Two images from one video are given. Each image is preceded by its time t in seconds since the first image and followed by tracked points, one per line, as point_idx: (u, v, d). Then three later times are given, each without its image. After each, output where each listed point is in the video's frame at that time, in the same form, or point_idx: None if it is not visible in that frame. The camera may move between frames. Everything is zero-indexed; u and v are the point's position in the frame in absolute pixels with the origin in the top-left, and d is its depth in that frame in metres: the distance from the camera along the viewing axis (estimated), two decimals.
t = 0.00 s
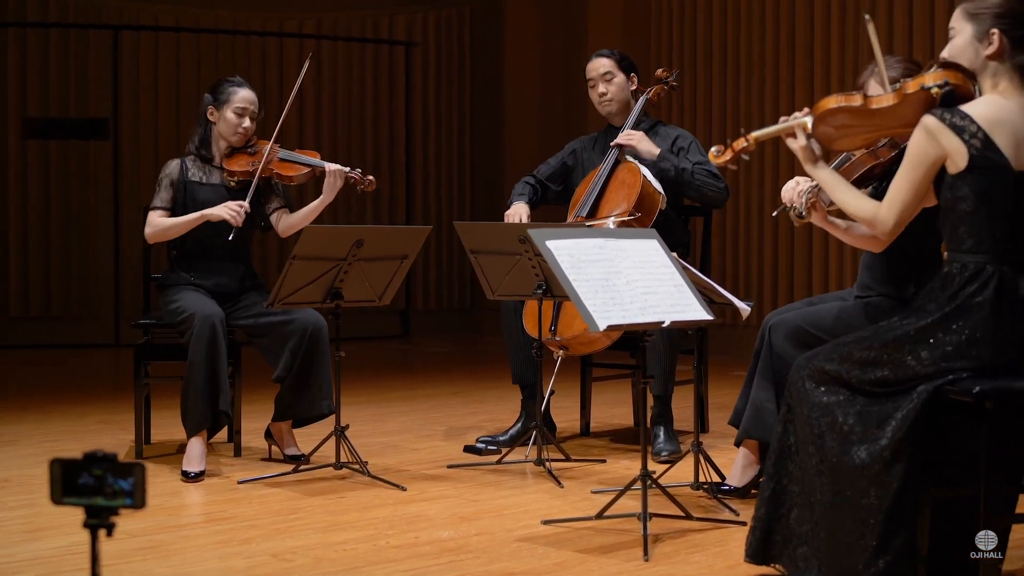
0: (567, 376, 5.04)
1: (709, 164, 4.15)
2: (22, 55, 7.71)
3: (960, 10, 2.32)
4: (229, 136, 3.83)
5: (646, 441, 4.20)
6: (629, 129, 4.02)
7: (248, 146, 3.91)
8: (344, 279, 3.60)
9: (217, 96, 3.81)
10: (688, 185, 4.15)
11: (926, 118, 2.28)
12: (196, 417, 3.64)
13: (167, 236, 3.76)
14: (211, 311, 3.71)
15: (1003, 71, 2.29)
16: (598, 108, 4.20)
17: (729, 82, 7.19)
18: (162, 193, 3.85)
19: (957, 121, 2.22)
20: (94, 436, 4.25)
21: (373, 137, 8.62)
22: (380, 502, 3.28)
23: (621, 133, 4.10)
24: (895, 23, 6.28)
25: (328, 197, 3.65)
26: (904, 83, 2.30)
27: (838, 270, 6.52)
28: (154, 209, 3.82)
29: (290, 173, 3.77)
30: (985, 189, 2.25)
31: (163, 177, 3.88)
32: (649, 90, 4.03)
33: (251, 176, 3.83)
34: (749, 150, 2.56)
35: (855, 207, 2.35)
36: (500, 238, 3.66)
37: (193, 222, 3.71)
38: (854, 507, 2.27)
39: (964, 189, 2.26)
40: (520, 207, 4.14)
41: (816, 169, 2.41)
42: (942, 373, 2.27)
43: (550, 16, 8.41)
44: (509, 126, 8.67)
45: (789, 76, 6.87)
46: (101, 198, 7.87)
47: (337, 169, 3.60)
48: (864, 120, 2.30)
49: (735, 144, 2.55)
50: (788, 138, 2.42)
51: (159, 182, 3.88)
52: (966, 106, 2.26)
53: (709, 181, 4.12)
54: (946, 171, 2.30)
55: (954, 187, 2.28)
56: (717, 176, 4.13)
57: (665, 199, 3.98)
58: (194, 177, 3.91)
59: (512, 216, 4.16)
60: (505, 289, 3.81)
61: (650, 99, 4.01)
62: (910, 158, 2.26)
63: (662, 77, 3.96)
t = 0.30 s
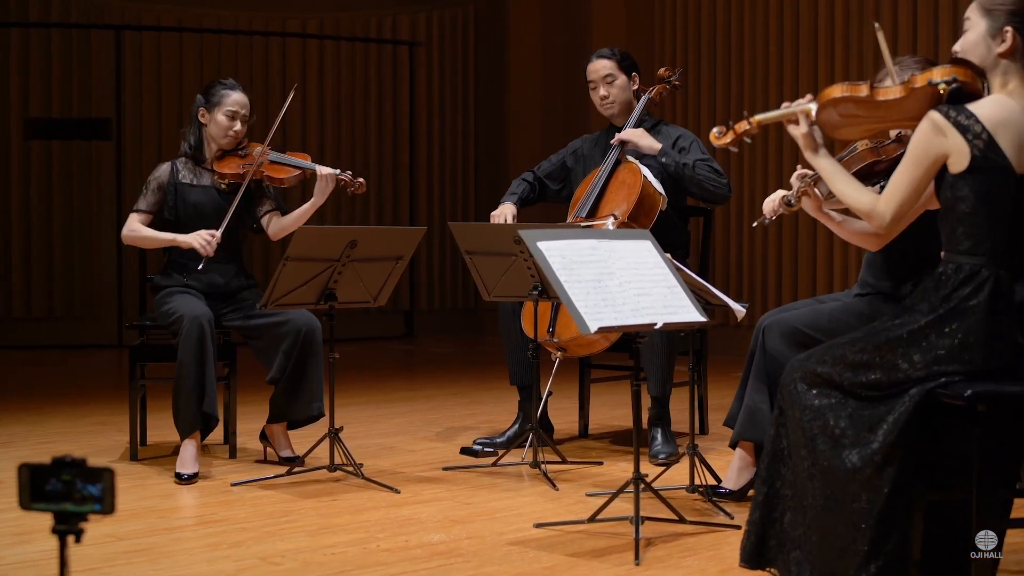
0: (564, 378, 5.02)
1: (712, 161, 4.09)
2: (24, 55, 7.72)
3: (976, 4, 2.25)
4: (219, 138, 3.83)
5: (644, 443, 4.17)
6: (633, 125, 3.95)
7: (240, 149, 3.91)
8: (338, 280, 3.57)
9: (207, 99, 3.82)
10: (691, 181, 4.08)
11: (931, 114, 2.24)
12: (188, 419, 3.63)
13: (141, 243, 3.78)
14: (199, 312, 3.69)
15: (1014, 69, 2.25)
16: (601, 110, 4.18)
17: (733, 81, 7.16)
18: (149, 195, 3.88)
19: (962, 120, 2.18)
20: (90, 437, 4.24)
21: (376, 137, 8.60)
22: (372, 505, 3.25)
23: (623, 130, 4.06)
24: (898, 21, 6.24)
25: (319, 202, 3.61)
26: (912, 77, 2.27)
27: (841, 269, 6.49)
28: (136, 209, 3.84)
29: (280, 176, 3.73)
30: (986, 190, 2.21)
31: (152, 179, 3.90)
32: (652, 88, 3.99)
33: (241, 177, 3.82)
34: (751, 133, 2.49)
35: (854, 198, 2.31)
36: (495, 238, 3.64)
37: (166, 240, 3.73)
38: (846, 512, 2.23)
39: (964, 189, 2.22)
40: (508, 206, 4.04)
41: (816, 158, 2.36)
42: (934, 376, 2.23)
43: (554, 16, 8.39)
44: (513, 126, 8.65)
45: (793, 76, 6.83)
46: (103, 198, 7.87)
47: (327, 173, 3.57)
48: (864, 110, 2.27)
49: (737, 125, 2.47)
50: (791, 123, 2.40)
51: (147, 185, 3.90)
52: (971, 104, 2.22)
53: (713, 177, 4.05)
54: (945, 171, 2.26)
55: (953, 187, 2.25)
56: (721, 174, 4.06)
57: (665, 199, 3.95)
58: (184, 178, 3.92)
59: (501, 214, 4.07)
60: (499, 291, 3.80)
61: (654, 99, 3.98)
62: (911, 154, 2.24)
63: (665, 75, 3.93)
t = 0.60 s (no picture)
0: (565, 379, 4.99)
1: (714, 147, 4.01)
2: (30, 55, 7.72)
3: (981, 0, 2.20)
4: (214, 147, 3.80)
5: (643, 444, 4.14)
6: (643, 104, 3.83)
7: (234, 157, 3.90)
8: (333, 281, 3.56)
9: (207, 106, 3.77)
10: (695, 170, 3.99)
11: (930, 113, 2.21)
12: (184, 419, 3.61)
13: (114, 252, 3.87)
14: (198, 312, 3.68)
15: (1015, 69, 2.19)
16: (600, 118, 4.17)
17: (738, 80, 7.12)
18: (134, 199, 3.92)
19: (960, 121, 2.14)
20: (88, 438, 4.23)
21: (381, 137, 8.59)
22: (367, 507, 3.23)
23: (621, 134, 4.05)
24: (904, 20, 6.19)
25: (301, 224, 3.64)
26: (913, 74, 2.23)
27: (846, 269, 6.46)
28: (118, 211, 3.90)
29: (267, 197, 3.72)
30: (980, 191, 2.17)
31: (141, 181, 3.93)
32: (653, 88, 3.96)
33: (228, 190, 3.81)
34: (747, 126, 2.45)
35: (850, 196, 2.28)
36: (492, 239, 3.61)
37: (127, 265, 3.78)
38: (838, 515, 2.20)
39: (959, 190, 2.18)
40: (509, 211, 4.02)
41: (812, 155, 2.34)
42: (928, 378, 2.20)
43: (559, 15, 8.36)
44: (518, 125, 8.62)
45: (798, 74, 6.78)
46: (107, 197, 7.88)
47: (312, 204, 3.58)
48: (863, 106, 2.23)
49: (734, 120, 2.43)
50: (789, 118, 2.36)
51: (136, 186, 3.95)
52: (970, 104, 2.18)
53: (716, 165, 3.96)
54: (941, 171, 2.23)
55: (949, 187, 2.21)
56: (724, 161, 3.98)
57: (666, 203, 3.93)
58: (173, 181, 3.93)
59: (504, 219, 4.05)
60: (496, 291, 3.77)
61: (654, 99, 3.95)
62: (908, 152, 2.20)
63: (665, 75, 3.90)
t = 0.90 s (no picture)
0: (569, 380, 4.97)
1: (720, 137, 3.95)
2: (35, 55, 7.74)
3: None
4: (219, 146, 3.78)
5: (645, 445, 4.12)
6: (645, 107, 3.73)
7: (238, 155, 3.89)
8: (332, 281, 3.54)
9: (213, 105, 3.73)
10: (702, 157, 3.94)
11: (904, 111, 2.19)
12: (182, 420, 3.61)
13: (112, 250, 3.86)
14: (192, 313, 3.65)
15: (992, 67, 2.18)
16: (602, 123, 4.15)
17: (745, 78, 7.08)
18: (134, 194, 3.90)
19: (934, 119, 2.13)
20: (88, 438, 4.23)
21: (388, 136, 8.57)
22: (364, 509, 3.22)
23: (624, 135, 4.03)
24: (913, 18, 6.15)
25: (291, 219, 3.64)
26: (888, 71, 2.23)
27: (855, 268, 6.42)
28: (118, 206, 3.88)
29: (267, 196, 3.72)
30: (956, 189, 2.15)
31: (142, 177, 3.90)
32: (655, 88, 3.92)
33: (230, 189, 3.82)
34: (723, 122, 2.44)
35: (809, 189, 2.23)
36: (493, 239, 3.59)
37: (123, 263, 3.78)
38: (838, 520, 2.16)
39: (936, 188, 2.16)
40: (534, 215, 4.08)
41: (767, 151, 2.33)
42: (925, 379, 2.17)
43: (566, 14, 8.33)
44: (525, 124, 8.60)
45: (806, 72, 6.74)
46: (113, 197, 7.89)
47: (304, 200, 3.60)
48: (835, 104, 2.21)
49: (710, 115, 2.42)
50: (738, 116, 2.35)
51: (138, 180, 3.91)
52: (944, 103, 2.17)
53: (724, 155, 3.93)
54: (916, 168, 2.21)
55: (926, 185, 2.19)
56: (732, 151, 3.94)
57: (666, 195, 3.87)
58: (178, 176, 3.91)
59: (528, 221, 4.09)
60: (497, 292, 3.74)
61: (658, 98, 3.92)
62: (882, 147, 2.16)
63: (670, 75, 3.86)
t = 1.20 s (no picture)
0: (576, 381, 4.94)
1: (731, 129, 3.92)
2: (42, 56, 7.75)
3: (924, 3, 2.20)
4: (217, 134, 3.80)
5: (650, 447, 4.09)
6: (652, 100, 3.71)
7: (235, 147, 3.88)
8: (334, 281, 3.52)
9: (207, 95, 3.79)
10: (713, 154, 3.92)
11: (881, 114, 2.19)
12: (180, 421, 3.59)
13: (133, 242, 3.77)
14: (188, 313, 3.64)
15: (962, 64, 2.18)
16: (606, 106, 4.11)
17: (753, 77, 7.04)
18: (142, 193, 3.86)
19: (909, 116, 2.12)
20: (91, 439, 4.21)
21: (395, 137, 8.56)
22: (365, 511, 3.20)
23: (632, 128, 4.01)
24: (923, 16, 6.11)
25: (296, 186, 3.61)
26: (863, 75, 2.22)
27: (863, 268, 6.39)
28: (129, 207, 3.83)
29: (273, 168, 3.78)
30: (941, 184, 2.14)
31: (145, 177, 3.87)
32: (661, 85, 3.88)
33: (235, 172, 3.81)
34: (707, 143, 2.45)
35: (791, 203, 2.24)
36: (496, 240, 3.56)
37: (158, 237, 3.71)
38: (840, 523, 2.12)
39: (922, 186, 2.16)
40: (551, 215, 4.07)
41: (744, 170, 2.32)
42: (927, 380, 2.14)
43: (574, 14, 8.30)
44: (533, 124, 8.57)
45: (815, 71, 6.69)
46: (120, 198, 7.90)
47: (309, 161, 3.57)
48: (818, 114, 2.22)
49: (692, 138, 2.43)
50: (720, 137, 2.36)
51: (142, 181, 3.88)
52: (918, 101, 2.17)
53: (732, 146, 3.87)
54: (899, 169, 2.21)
55: (912, 184, 2.18)
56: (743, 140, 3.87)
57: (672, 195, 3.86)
58: (178, 173, 3.90)
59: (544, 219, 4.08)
60: (500, 292, 3.72)
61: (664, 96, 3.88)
62: (859, 152, 2.16)
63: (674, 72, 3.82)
